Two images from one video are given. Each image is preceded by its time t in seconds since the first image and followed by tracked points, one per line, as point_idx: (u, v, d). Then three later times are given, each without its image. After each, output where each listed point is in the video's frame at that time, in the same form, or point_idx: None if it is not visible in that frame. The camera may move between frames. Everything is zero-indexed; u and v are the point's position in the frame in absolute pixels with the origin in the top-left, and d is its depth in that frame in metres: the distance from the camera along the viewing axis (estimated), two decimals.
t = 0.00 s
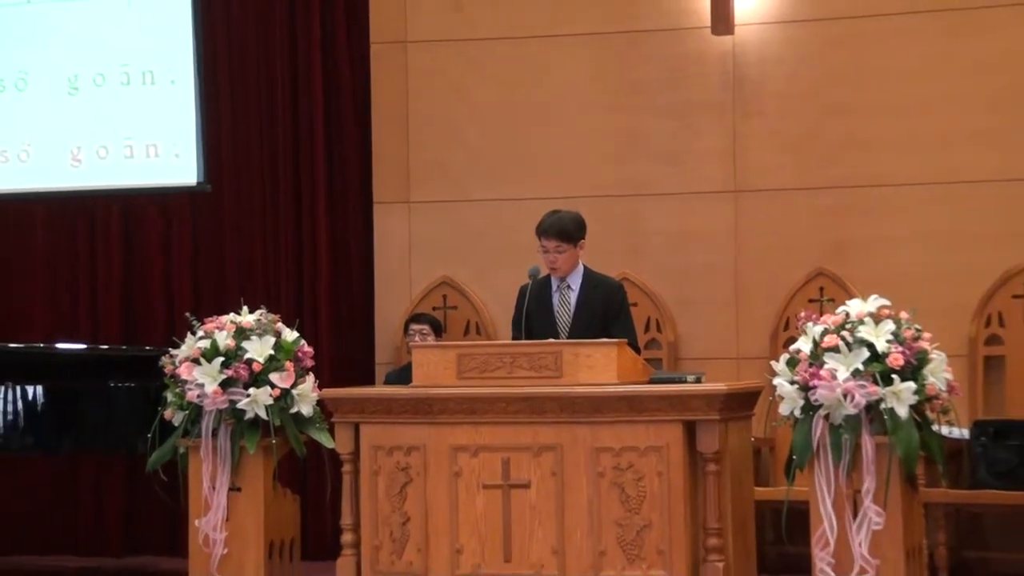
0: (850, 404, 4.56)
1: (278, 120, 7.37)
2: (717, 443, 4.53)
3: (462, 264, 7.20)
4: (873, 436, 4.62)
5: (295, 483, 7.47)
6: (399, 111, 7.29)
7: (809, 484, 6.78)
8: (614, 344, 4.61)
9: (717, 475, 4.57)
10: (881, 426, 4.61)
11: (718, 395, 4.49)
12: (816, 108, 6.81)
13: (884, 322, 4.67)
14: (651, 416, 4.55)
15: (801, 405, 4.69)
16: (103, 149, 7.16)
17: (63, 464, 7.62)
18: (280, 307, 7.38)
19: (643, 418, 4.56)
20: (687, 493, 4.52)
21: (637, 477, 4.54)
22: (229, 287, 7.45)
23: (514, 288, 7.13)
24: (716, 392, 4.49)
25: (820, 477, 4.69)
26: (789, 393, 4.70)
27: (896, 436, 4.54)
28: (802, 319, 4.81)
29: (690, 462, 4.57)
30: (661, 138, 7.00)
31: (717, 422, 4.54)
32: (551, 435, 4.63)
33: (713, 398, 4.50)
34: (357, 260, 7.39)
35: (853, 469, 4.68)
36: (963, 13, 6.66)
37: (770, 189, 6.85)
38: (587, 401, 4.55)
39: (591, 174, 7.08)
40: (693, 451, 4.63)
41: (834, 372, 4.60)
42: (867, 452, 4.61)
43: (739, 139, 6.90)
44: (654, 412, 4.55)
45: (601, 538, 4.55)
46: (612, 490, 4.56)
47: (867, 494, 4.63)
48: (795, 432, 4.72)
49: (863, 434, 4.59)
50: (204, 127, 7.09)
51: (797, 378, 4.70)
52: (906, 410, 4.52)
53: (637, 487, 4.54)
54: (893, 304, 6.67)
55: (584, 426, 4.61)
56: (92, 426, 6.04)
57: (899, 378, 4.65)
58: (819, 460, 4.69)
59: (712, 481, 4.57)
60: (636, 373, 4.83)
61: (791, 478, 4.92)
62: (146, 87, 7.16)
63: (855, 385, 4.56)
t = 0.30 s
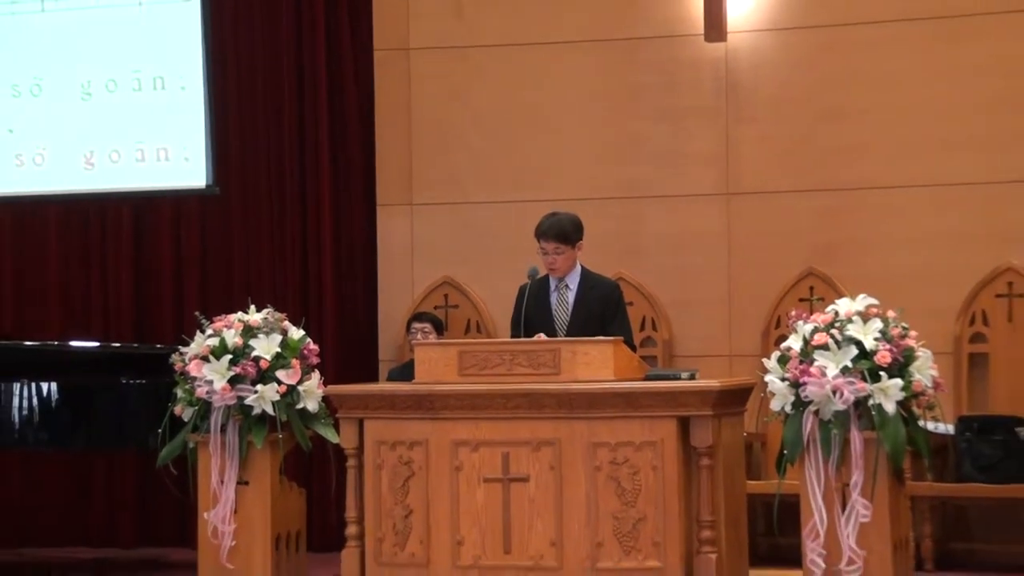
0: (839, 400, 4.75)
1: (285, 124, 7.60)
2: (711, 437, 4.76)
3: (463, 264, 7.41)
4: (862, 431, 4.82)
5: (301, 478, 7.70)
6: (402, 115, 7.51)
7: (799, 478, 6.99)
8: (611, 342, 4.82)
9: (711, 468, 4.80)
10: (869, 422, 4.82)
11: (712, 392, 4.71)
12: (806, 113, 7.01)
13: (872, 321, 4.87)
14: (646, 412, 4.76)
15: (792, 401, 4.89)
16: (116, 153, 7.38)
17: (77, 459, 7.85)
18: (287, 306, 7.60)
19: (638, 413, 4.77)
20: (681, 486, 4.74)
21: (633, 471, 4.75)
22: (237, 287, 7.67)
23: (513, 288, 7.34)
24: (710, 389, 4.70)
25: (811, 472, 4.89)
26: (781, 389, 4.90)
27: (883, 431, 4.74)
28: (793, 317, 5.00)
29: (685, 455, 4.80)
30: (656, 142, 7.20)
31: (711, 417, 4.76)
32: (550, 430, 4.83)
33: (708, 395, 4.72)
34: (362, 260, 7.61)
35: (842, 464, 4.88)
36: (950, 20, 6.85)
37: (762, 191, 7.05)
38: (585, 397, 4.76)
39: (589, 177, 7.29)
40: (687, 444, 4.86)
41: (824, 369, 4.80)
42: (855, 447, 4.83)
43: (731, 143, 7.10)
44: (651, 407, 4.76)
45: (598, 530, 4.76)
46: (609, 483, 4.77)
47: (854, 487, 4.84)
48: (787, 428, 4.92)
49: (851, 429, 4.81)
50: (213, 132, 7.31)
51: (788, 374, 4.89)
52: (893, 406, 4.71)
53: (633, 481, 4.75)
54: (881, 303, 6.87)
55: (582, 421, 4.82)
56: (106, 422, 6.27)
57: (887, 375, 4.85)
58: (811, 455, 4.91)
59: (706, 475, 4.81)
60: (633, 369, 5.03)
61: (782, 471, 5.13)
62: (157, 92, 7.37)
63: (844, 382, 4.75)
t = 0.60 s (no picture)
0: (829, 397, 4.95)
1: (291, 129, 7.81)
2: (705, 433, 4.93)
3: (464, 266, 7.63)
4: (851, 428, 5.03)
5: (307, 473, 7.92)
6: (404, 120, 7.73)
7: (791, 473, 7.19)
8: (608, 341, 5.01)
9: (704, 463, 4.98)
10: (858, 418, 5.03)
11: (705, 388, 4.89)
12: (796, 118, 7.22)
13: (861, 320, 5.06)
14: (641, 409, 4.97)
15: (784, 398, 5.09)
16: (127, 156, 7.59)
17: (91, 455, 8.09)
18: (293, 306, 7.81)
19: (634, 410, 4.97)
20: (676, 480, 4.94)
21: (629, 466, 4.96)
22: (245, 287, 7.88)
23: (513, 288, 7.55)
24: (703, 386, 4.89)
25: (803, 466, 5.10)
26: (773, 386, 5.09)
27: (872, 428, 4.94)
28: (784, 316, 5.19)
29: (679, 451, 4.97)
30: (651, 146, 7.41)
31: (705, 413, 4.94)
32: (548, 426, 5.04)
33: (701, 392, 4.91)
34: (365, 260, 7.80)
35: (832, 459, 5.08)
36: (937, 28, 7.04)
37: (754, 194, 7.26)
38: (583, 394, 4.95)
39: (585, 180, 7.49)
40: (681, 441, 5.03)
41: (815, 367, 4.99)
42: (845, 443, 5.02)
43: (724, 147, 7.30)
44: (646, 405, 4.96)
45: (595, 524, 4.96)
46: (606, 478, 4.97)
47: (842, 482, 5.01)
48: (779, 424, 5.11)
49: (841, 425, 5.00)
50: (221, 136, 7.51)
51: (780, 372, 5.09)
52: (882, 403, 4.91)
53: (630, 475, 4.95)
54: (870, 304, 7.07)
55: (579, 417, 5.01)
56: (118, 417, 6.56)
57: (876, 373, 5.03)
58: (802, 451, 5.12)
59: (699, 470, 4.98)
60: (629, 368, 5.25)
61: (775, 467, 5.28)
62: (167, 98, 7.59)
63: (834, 379, 4.94)
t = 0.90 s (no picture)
0: (819, 394, 5.17)
1: (298, 133, 8.05)
2: (698, 429, 5.15)
3: (466, 267, 7.85)
4: (841, 423, 5.22)
5: (313, 467, 8.16)
6: (407, 125, 7.95)
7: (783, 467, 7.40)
8: (605, 340, 5.20)
9: (699, 459, 5.19)
10: (847, 414, 5.22)
11: (698, 386, 5.12)
12: (788, 123, 7.42)
13: (851, 319, 5.26)
14: (637, 405, 5.16)
15: (775, 394, 5.30)
16: (138, 160, 7.80)
17: (104, 450, 8.33)
18: (298, 304, 8.05)
19: (630, 406, 5.17)
20: (671, 474, 5.14)
21: (626, 460, 5.16)
22: (252, 286, 8.13)
23: (513, 289, 7.76)
24: (696, 383, 5.12)
25: (793, 460, 5.29)
26: (764, 383, 5.31)
27: (861, 423, 5.14)
28: (776, 315, 5.40)
29: (674, 446, 5.18)
30: (647, 150, 7.62)
31: (698, 410, 5.16)
32: (547, 422, 5.23)
33: (694, 389, 5.13)
34: (369, 261, 8.03)
35: (822, 453, 5.26)
36: (925, 36, 7.24)
37: (747, 197, 7.47)
38: (580, 390, 5.16)
39: (583, 182, 7.71)
40: (676, 437, 5.22)
41: (805, 364, 5.21)
42: (834, 438, 5.21)
43: (718, 151, 7.52)
44: (641, 402, 5.16)
45: (591, 517, 5.16)
46: (603, 472, 5.17)
47: (832, 476, 5.20)
48: (770, 419, 5.33)
49: (830, 421, 5.20)
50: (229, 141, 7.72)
51: (771, 369, 5.30)
52: (870, 399, 5.11)
53: (626, 470, 5.15)
54: (859, 304, 7.28)
55: (577, 413, 5.21)
56: (129, 415, 6.77)
57: (864, 370, 5.23)
58: (793, 445, 5.30)
59: (693, 465, 5.19)
60: (626, 366, 5.41)
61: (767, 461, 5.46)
62: (178, 103, 7.80)
63: (824, 376, 5.16)
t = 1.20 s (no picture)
0: (811, 390, 5.36)
1: (304, 137, 8.29)
2: (693, 425, 5.36)
3: (467, 268, 8.06)
4: (832, 419, 5.40)
5: (317, 461, 8.39)
6: (410, 129, 8.16)
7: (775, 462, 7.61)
8: (603, 339, 5.41)
9: (693, 454, 5.41)
10: (837, 411, 5.40)
11: (693, 384, 5.32)
12: (780, 128, 7.62)
13: (841, 318, 5.45)
14: (633, 402, 5.37)
15: (768, 391, 5.48)
16: (149, 164, 8.03)
17: (115, 446, 8.56)
18: (304, 302, 8.30)
19: (626, 403, 5.37)
20: (666, 468, 5.36)
21: (623, 455, 5.37)
22: (259, 286, 8.36)
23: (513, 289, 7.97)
24: (691, 381, 5.31)
25: (786, 455, 5.47)
26: (757, 380, 5.49)
27: (851, 419, 5.33)
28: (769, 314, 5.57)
29: (669, 442, 5.39)
30: (643, 154, 7.83)
31: (693, 407, 5.36)
32: (547, 419, 5.44)
33: (689, 387, 5.33)
34: (373, 260, 8.28)
35: (813, 449, 5.46)
36: (914, 42, 7.42)
37: (740, 200, 7.68)
38: (577, 388, 5.36)
39: (581, 185, 7.92)
40: (672, 433, 5.44)
41: (797, 362, 5.38)
42: (825, 434, 5.40)
43: (712, 155, 7.72)
44: (637, 398, 5.36)
45: (590, 511, 5.37)
46: (600, 467, 5.38)
47: (824, 471, 5.40)
48: (763, 416, 5.50)
49: (822, 417, 5.39)
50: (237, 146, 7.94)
51: (764, 367, 5.48)
52: (860, 396, 5.31)
53: (622, 464, 5.37)
54: (850, 304, 7.49)
55: (576, 410, 5.42)
56: (141, 411, 6.99)
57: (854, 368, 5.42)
58: (785, 442, 5.48)
59: (688, 460, 5.41)
60: (624, 364, 5.62)
61: (759, 456, 5.68)
62: (187, 109, 8.01)
63: (816, 374, 5.34)
